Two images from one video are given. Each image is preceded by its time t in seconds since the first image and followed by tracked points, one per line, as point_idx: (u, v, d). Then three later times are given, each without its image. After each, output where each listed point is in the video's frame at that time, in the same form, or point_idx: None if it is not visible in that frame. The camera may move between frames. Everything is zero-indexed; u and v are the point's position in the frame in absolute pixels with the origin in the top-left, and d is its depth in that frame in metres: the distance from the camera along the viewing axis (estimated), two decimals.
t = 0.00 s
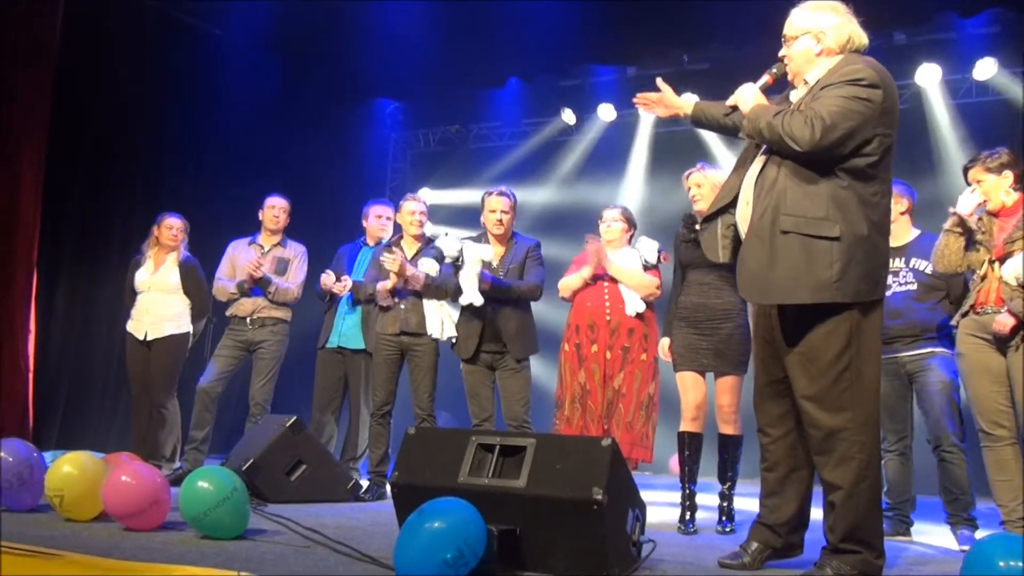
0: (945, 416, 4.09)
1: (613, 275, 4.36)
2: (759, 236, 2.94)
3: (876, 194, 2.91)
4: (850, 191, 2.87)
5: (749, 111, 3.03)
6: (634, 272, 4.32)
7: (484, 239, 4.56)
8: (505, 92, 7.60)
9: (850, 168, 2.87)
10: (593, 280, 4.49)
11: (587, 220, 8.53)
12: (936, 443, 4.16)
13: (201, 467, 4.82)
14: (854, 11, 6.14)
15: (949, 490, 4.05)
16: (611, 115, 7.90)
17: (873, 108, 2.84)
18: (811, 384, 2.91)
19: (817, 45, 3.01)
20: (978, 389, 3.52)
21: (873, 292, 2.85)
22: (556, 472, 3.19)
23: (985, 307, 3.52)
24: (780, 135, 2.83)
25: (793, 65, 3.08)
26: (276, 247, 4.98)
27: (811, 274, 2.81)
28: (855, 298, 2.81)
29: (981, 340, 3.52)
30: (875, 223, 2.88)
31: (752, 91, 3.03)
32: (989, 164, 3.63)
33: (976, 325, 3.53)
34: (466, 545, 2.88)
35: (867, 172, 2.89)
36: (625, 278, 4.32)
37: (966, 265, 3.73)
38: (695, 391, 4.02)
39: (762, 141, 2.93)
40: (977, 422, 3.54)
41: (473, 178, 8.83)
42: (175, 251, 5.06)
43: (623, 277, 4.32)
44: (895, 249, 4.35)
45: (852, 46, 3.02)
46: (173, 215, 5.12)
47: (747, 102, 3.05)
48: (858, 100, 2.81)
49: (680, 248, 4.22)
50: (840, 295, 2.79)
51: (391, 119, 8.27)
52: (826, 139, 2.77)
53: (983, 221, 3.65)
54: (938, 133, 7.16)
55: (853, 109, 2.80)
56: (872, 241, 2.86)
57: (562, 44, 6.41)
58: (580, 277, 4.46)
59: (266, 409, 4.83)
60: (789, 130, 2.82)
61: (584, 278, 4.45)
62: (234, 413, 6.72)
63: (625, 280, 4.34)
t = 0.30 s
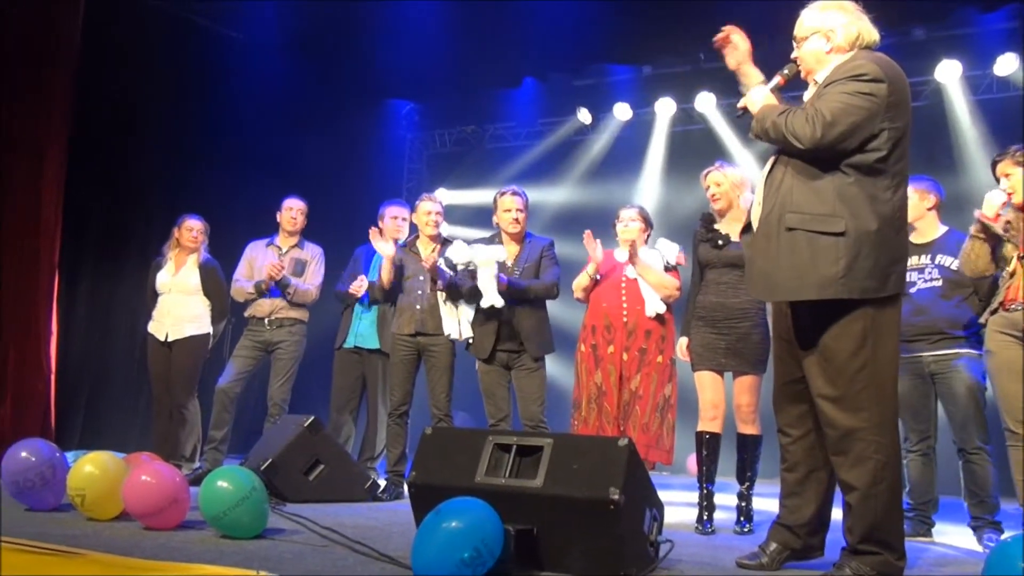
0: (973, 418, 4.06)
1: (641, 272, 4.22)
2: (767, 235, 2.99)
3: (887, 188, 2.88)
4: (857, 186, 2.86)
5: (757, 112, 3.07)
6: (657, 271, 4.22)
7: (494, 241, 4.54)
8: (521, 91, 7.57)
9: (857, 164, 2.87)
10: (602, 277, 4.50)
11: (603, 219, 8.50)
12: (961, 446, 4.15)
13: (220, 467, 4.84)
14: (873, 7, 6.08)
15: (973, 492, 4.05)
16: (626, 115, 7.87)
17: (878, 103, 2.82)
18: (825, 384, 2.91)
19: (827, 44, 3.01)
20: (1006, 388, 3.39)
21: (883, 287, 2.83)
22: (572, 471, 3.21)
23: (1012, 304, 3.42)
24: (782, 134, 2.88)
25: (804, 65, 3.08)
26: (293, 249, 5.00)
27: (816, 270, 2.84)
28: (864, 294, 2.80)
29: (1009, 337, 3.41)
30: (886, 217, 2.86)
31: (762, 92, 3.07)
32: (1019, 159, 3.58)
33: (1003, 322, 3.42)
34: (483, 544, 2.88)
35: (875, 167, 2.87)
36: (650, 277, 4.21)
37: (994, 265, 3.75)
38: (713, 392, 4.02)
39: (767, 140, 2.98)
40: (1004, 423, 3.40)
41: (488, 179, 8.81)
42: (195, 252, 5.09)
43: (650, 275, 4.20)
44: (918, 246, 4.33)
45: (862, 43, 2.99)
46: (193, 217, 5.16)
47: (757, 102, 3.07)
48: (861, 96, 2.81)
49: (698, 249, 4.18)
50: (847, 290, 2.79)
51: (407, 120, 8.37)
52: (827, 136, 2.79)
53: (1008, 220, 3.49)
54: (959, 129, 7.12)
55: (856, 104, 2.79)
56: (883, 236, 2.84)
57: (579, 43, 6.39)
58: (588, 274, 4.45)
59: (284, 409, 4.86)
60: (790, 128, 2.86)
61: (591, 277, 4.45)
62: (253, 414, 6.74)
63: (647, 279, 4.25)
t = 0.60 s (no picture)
0: (1010, 420, 3.93)
1: (653, 276, 4.19)
2: (795, 234, 2.88)
3: (918, 182, 2.78)
4: (887, 182, 2.76)
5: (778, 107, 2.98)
6: (670, 270, 4.17)
7: (512, 242, 4.44)
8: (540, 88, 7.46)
9: (887, 159, 2.77)
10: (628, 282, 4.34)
11: (623, 218, 8.52)
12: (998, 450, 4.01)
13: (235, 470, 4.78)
14: None
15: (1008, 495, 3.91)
16: (647, 109, 7.86)
17: (906, 96, 2.72)
18: (857, 387, 2.78)
19: (850, 37, 2.91)
20: None
21: (919, 285, 2.72)
22: (593, 475, 3.12)
23: None
24: (807, 131, 2.78)
25: (827, 58, 2.99)
26: (307, 248, 4.93)
27: (849, 270, 2.73)
28: (899, 292, 2.69)
29: None
30: (918, 213, 2.76)
31: (785, 86, 2.98)
32: None
33: None
34: (502, 548, 2.80)
35: (905, 161, 2.76)
36: (663, 278, 4.16)
37: None
38: (737, 393, 3.94)
39: (792, 138, 2.88)
40: None
41: (509, 176, 8.82)
42: (211, 253, 5.03)
43: (663, 277, 4.15)
44: (955, 243, 4.20)
45: (887, 36, 2.90)
46: (209, 217, 5.10)
47: (779, 98, 2.99)
48: (889, 89, 2.71)
49: (721, 247, 4.07)
50: (881, 290, 2.69)
51: (422, 117, 8.28)
52: (855, 131, 2.70)
53: None
54: (992, 120, 7.03)
55: (884, 98, 2.70)
56: (916, 232, 2.74)
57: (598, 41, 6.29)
58: (615, 278, 4.32)
59: (299, 411, 4.79)
60: (816, 125, 2.76)
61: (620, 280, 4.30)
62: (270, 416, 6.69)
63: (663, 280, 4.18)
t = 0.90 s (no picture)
0: None
1: (674, 273, 3.96)
2: (826, 232, 2.70)
3: (953, 175, 2.59)
4: (921, 175, 2.58)
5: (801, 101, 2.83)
6: (691, 270, 3.93)
7: (528, 241, 4.28)
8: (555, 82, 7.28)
9: (919, 151, 2.59)
10: (641, 282, 4.14)
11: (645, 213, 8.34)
12: None
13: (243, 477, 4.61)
14: None
15: None
16: (668, 102, 7.55)
17: (938, 86, 2.54)
18: (895, 391, 2.58)
19: (875, 26, 2.74)
20: None
21: (958, 282, 2.53)
22: (615, 483, 3.00)
23: None
24: (835, 124, 2.61)
25: (850, 48, 2.82)
26: (316, 248, 4.77)
27: (884, 269, 2.55)
28: (938, 290, 2.50)
29: None
30: (954, 207, 2.57)
31: (809, 78, 2.83)
32: None
33: None
34: (520, 558, 2.65)
35: (939, 154, 2.58)
36: (684, 277, 3.93)
37: None
38: (763, 397, 3.78)
39: (819, 132, 2.70)
40: None
41: (527, 170, 8.70)
42: (218, 253, 4.90)
43: (682, 274, 3.93)
44: (996, 239, 4.03)
45: (914, 24, 2.72)
46: (216, 217, 4.97)
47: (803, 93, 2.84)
48: (920, 78, 2.54)
49: (746, 245, 3.91)
50: (920, 289, 2.50)
51: (433, 112, 8.00)
52: (885, 123, 2.53)
53: None
54: None
55: (915, 87, 2.52)
56: (953, 227, 2.55)
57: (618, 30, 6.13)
58: (627, 278, 4.11)
59: (309, 417, 4.62)
60: (844, 118, 2.59)
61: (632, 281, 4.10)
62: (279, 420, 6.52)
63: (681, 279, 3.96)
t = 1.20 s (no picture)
0: None
1: (703, 270, 3.79)
2: (841, 226, 2.53)
3: (981, 168, 2.41)
4: (943, 167, 2.40)
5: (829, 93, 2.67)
6: (719, 267, 3.77)
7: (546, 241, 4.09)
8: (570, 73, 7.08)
9: (943, 143, 2.41)
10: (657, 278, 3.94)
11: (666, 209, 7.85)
12: None
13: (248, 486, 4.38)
14: None
15: None
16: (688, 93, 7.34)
17: (965, 74, 2.37)
18: (920, 395, 2.40)
19: (908, 12, 2.55)
20: None
21: (979, 282, 2.35)
22: (636, 492, 2.85)
23: None
24: (854, 115, 2.47)
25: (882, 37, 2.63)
26: (321, 248, 4.60)
27: (897, 265, 2.38)
28: (955, 289, 2.34)
29: None
30: (980, 201, 2.38)
31: (839, 68, 2.67)
32: None
33: None
34: (537, 573, 2.48)
35: (965, 146, 2.40)
36: (713, 275, 3.76)
37: None
38: (792, 404, 3.60)
39: (841, 123, 2.55)
40: None
41: (541, 165, 8.29)
42: (223, 253, 4.75)
43: (712, 273, 3.76)
44: None
45: (949, 11, 2.52)
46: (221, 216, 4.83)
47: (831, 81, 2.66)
48: (945, 66, 2.36)
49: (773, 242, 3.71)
50: (937, 287, 2.33)
51: (445, 104, 7.76)
52: (903, 113, 2.37)
53: None
54: None
55: (940, 76, 2.35)
56: (977, 222, 2.37)
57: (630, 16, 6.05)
58: (638, 275, 3.87)
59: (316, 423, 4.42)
60: (861, 108, 2.44)
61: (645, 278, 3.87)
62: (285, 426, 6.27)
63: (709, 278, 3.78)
